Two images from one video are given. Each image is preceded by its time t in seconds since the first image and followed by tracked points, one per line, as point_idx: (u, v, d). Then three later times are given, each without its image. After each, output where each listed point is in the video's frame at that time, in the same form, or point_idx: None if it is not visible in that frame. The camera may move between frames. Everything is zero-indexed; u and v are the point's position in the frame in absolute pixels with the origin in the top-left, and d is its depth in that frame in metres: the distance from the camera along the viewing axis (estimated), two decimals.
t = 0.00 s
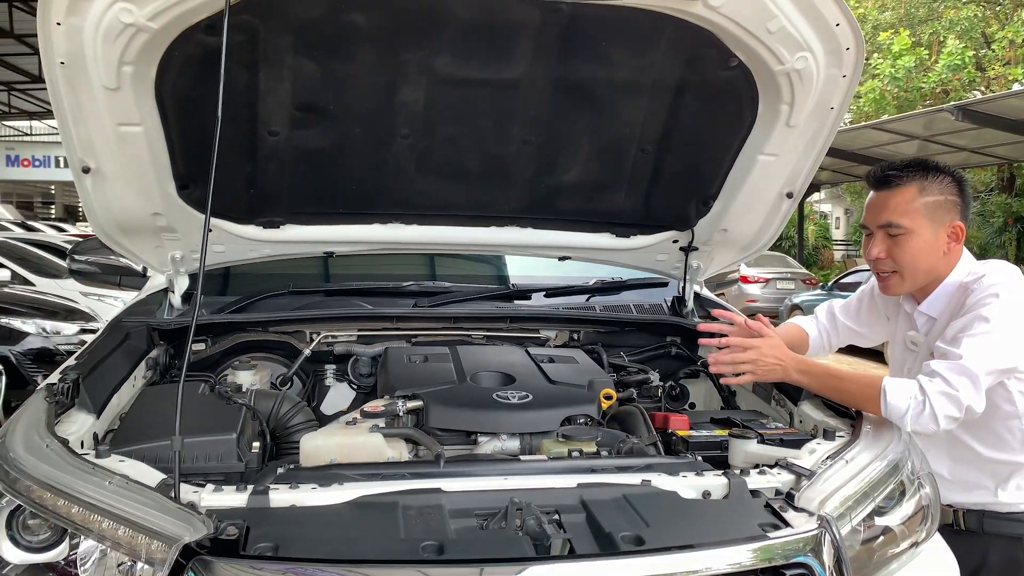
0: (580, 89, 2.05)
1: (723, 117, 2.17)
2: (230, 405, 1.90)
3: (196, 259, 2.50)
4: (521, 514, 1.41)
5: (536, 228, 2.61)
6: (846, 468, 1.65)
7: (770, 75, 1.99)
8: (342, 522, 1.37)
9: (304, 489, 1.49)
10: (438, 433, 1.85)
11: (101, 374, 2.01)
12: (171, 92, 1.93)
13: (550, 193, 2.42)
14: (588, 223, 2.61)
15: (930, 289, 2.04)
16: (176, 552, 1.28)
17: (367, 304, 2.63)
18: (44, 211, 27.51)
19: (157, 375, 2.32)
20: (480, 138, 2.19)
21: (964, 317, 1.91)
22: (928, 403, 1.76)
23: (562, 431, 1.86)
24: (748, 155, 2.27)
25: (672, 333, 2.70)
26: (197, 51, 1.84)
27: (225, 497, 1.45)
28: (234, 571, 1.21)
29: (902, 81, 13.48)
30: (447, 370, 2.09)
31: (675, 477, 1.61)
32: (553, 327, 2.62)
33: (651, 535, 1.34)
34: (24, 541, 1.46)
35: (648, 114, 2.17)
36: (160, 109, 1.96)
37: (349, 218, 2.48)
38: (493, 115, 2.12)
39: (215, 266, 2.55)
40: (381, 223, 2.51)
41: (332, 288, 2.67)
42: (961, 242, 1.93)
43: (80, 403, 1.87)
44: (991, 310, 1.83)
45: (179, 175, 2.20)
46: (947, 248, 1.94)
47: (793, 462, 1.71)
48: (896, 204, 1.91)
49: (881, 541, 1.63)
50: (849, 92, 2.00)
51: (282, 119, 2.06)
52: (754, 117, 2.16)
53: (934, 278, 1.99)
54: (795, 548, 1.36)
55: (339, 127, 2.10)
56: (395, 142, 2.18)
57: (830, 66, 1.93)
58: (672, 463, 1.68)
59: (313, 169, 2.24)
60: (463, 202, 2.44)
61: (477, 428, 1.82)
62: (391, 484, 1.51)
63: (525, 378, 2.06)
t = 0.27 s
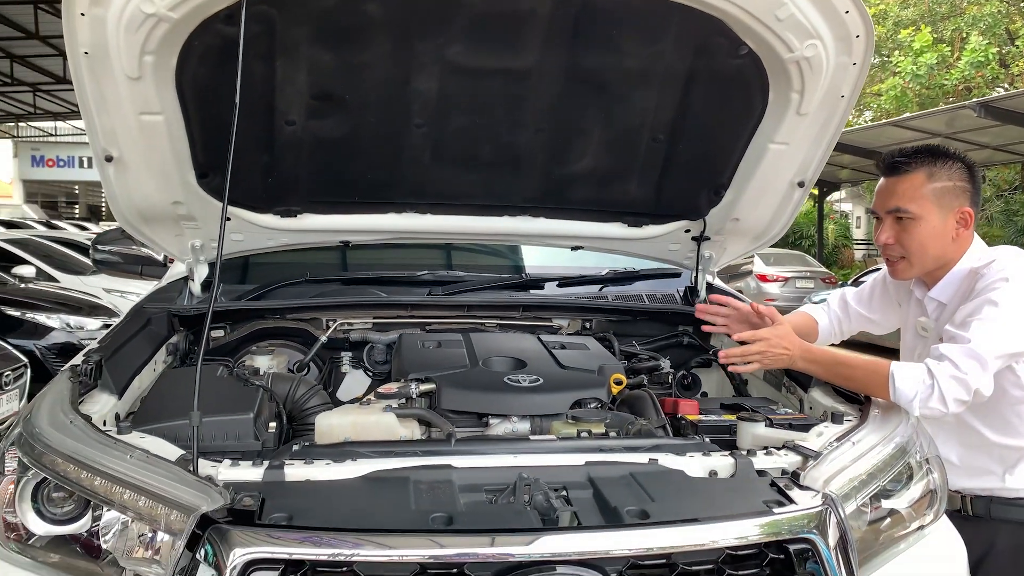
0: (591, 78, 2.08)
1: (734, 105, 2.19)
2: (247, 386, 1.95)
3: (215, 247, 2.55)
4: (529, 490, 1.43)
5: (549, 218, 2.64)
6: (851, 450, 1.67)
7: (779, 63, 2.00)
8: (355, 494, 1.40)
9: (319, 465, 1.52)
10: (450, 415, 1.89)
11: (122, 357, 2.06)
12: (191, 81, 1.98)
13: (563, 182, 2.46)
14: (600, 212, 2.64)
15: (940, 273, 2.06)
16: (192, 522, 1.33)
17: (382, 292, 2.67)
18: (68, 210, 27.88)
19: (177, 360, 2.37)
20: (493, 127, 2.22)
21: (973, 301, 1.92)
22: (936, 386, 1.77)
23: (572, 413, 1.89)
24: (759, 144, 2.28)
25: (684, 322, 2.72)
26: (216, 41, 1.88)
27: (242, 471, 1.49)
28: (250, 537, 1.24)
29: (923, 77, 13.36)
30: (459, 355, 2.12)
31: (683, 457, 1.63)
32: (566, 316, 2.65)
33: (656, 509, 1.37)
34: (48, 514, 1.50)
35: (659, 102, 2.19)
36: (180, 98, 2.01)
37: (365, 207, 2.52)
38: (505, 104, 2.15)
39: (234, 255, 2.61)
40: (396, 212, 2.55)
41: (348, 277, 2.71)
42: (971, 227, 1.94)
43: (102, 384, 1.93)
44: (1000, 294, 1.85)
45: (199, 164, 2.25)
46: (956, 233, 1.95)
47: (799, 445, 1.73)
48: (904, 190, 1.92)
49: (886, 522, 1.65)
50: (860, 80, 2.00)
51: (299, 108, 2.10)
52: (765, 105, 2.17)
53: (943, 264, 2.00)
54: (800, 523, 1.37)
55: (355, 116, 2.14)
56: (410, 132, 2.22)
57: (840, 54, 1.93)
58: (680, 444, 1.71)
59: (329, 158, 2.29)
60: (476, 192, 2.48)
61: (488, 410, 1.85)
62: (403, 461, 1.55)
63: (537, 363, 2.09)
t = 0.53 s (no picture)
0: (598, 70, 2.10)
1: (741, 97, 2.21)
2: (260, 374, 1.98)
3: (228, 239, 2.59)
4: (535, 473, 1.46)
5: (557, 211, 2.66)
6: (855, 437, 1.68)
7: (786, 54, 2.01)
8: (364, 476, 1.43)
9: (330, 449, 1.55)
10: (458, 402, 1.91)
11: (137, 346, 2.09)
12: (205, 74, 2.01)
13: (571, 174, 2.48)
14: (608, 205, 2.66)
15: (947, 264, 2.07)
16: (206, 503, 1.35)
17: (393, 284, 2.70)
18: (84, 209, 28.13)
19: (190, 350, 2.40)
20: (502, 119, 2.25)
21: (980, 291, 1.93)
22: (942, 375, 1.78)
23: (579, 401, 1.91)
24: (766, 136, 2.29)
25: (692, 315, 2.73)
26: (230, 34, 1.92)
27: (254, 455, 1.53)
28: (262, 517, 1.27)
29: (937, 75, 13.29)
30: (468, 345, 2.15)
31: (689, 443, 1.65)
32: (574, 308, 2.68)
33: (660, 492, 1.39)
34: (67, 496, 1.53)
35: (667, 94, 2.21)
36: (194, 90, 2.04)
37: (375, 200, 2.55)
38: (514, 96, 2.18)
39: (247, 247, 2.64)
40: (406, 205, 2.58)
41: (359, 270, 2.75)
42: (979, 218, 1.94)
43: (118, 372, 1.95)
44: (1008, 284, 1.85)
45: (212, 156, 2.29)
46: (964, 224, 1.95)
47: (804, 432, 1.75)
48: (912, 180, 1.93)
49: (889, 510, 1.66)
50: (867, 72, 2.00)
51: (311, 101, 2.13)
52: (771, 96, 2.18)
53: (951, 254, 2.01)
54: (804, 507, 1.39)
55: (365, 109, 2.17)
56: (420, 124, 2.24)
57: (845, 46, 1.94)
58: (686, 432, 1.72)
59: (340, 152, 2.32)
60: (486, 184, 2.50)
61: (496, 398, 1.87)
62: (411, 445, 1.58)
63: (544, 353, 2.12)
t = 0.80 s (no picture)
0: (601, 65, 2.11)
1: (743, 92, 2.21)
2: (264, 367, 2.00)
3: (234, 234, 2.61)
4: (535, 463, 1.47)
5: (561, 207, 2.68)
6: (855, 428, 1.69)
7: (788, 49, 2.02)
8: (366, 465, 1.45)
9: (333, 438, 1.57)
10: (461, 394, 1.93)
11: (144, 339, 2.12)
12: (211, 70, 2.03)
13: (575, 170, 2.49)
14: (612, 200, 2.67)
15: (950, 258, 2.07)
16: (209, 490, 1.38)
17: (398, 279, 2.72)
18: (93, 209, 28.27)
19: (196, 344, 2.43)
20: (506, 114, 2.26)
21: (982, 284, 1.93)
22: (942, 367, 1.79)
23: (581, 393, 1.92)
24: (769, 130, 2.30)
25: (696, 310, 2.74)
26: (235, 30, 1.94)
27: (258, 445, 1.55)
28: (265, 504, 1.29)
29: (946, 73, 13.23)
30: (471, 339, 2.16)
31: (690, 434, 1.66)
32: (577, 303, 2.69)
33: (659, 482, 1.40)
34: (72, 484, 1.56)
35: (669, 89, 2.21)
36: (200, 86, 2.07)
37: (380, 195, 2.57)
38: (517, 92, 2.19)
39: (253, 242, 2.67)
40: (411, 201, 2.60)
41: (364, 265, 2.77)
42: (984, 213, 1.94)
43: (125, 364, 1.99)
44: (1009, 277, 1.85)
45: (218, 151, 2.31)
46: (968, 218, 1.96)
47: (805, 424, 1.76)
48: (916, 174, 1.94)
49: (890, 501, 1.66)
50: (869, 66, 2.00)
51: (315, 97, 2.15)
52: (774, 91, 2.18)
53: (954, 249, 2.01)
54: (804, 496, 1.40)
55: (370, 104, 2.19)
56: (424, 120, 2.26)
57: (848, 40, 1.94)
58: (687, 423, 1.73)
59: (345, 147, 2.34)
60: (489, 179, 2.52)
61: (499, 390, 1.89)
62: (413, 435, 1.59)
63: (547, 346, 2.13)
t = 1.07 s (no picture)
0: (600, 60, 2.11)
1: (743, 86, 2.21)
2: (263, 360, 2.00)
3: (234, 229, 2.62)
4: (531, 454, 1.47)
5: (561, 202, 2.68)
6: (852, 421, 1.69)
7: (788, 43, 2.01)
8: (362, 455, 1.45)
9: (330, 430, 1.58)
10: (460, 387, 1.93)
11: (144, 332, 2.12)
12: (211, 64, 2.04)
13: (574, 164, 2.49)
14: (612, 195, 2.67)
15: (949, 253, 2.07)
16: (207, 480, 1.39)
17: (398, 274, 2.73)
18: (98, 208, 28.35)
19: (197, 338, 2.45)
20: (505, 109, 2.27)
21: (980, 278, 1.93)
22: (940, 361, 1.78)
23: (579, 386, 1.93)
24: (769, 125, 2.29)
25: (696, 306, 2.74)
26: (234, 25, 1.94)
27: (255, 436, 1.56)
28: (261, 494, 1.29)
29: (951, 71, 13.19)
30: (469, 333, 2.17)
31: (686, 426, 1.66)
32: (577, 299, 2.69)
33: (655, 472, 1.40)
34: (71, 475, 1.57)
35: (668, 83, 2.21)
36: (200, 81, 2.07)
37: (381, 190, 2.58)
38: (517, 87, 2.19)
39: (253, 237, 2.68)
40: (410, 196, 2.61)
41: (365, 260, 2.77)
42: (982, 209, 1.94)
43: (125, 357, 1.99)
44: (1007, 271, 1.85)
45: (218, 146, 2.32)
46: (966, 214, 1.95)
47: (802, 417, 1.76)
48: (913, 171, 1.94)
49: (888, 494, 1.66)
50: (869, 61, 2.00)
51: (315, 91, 2.15)
52: (774, 85, 2.18)
53: (952, 244, 2.02)
54: (801, 487, 1.40)
55: (369, 99, 2.20)
56: (423, 114, 2.26)
57: (847, 34, 1.93)
58: (684, 416, 1.73)
59: (345, 142, 2.34)
60: (489, 175, 2.52)
61: (498, 383, 1.89)
62: (410, 427, 1.60)
63: (545, 340, 2.14)
